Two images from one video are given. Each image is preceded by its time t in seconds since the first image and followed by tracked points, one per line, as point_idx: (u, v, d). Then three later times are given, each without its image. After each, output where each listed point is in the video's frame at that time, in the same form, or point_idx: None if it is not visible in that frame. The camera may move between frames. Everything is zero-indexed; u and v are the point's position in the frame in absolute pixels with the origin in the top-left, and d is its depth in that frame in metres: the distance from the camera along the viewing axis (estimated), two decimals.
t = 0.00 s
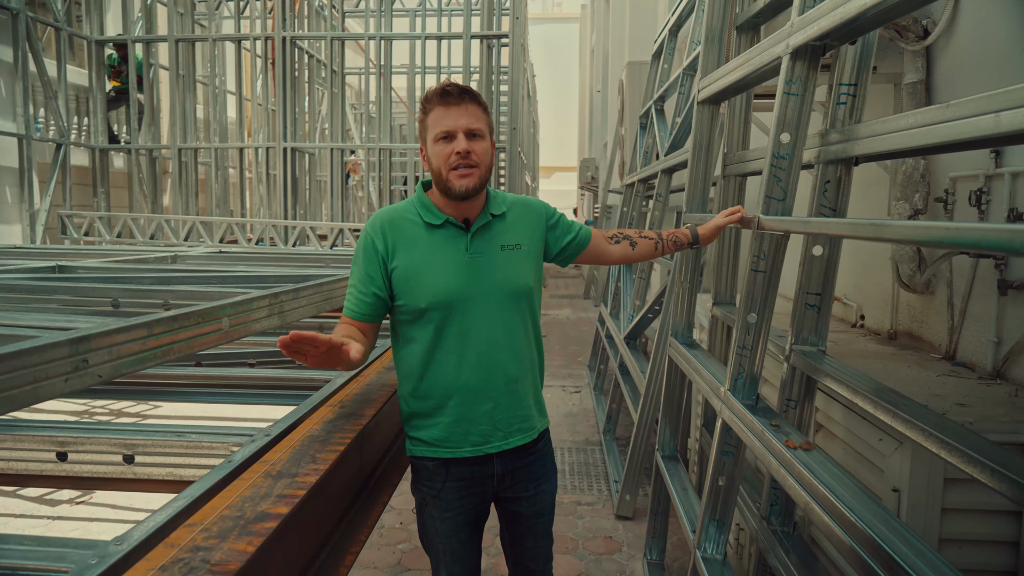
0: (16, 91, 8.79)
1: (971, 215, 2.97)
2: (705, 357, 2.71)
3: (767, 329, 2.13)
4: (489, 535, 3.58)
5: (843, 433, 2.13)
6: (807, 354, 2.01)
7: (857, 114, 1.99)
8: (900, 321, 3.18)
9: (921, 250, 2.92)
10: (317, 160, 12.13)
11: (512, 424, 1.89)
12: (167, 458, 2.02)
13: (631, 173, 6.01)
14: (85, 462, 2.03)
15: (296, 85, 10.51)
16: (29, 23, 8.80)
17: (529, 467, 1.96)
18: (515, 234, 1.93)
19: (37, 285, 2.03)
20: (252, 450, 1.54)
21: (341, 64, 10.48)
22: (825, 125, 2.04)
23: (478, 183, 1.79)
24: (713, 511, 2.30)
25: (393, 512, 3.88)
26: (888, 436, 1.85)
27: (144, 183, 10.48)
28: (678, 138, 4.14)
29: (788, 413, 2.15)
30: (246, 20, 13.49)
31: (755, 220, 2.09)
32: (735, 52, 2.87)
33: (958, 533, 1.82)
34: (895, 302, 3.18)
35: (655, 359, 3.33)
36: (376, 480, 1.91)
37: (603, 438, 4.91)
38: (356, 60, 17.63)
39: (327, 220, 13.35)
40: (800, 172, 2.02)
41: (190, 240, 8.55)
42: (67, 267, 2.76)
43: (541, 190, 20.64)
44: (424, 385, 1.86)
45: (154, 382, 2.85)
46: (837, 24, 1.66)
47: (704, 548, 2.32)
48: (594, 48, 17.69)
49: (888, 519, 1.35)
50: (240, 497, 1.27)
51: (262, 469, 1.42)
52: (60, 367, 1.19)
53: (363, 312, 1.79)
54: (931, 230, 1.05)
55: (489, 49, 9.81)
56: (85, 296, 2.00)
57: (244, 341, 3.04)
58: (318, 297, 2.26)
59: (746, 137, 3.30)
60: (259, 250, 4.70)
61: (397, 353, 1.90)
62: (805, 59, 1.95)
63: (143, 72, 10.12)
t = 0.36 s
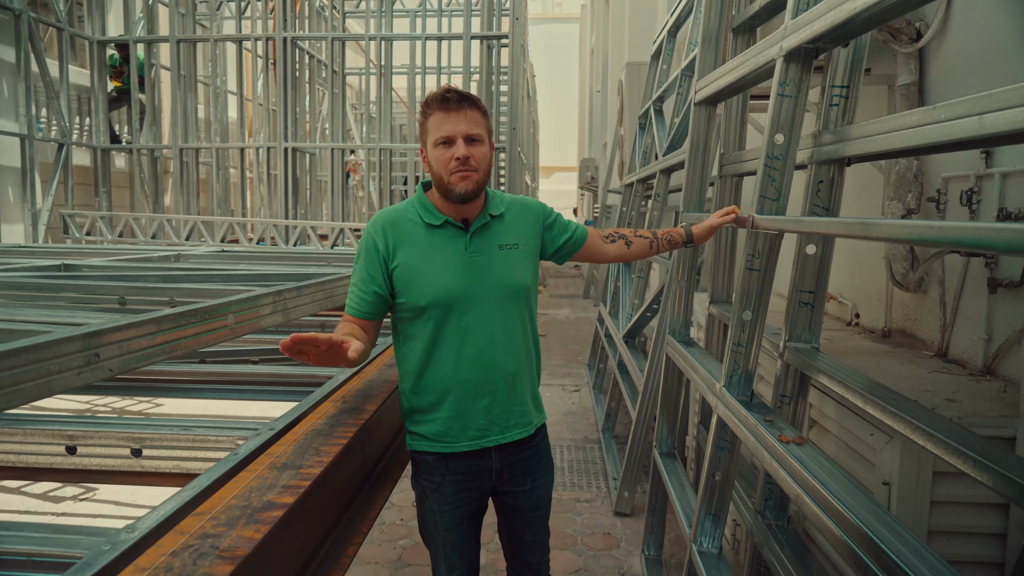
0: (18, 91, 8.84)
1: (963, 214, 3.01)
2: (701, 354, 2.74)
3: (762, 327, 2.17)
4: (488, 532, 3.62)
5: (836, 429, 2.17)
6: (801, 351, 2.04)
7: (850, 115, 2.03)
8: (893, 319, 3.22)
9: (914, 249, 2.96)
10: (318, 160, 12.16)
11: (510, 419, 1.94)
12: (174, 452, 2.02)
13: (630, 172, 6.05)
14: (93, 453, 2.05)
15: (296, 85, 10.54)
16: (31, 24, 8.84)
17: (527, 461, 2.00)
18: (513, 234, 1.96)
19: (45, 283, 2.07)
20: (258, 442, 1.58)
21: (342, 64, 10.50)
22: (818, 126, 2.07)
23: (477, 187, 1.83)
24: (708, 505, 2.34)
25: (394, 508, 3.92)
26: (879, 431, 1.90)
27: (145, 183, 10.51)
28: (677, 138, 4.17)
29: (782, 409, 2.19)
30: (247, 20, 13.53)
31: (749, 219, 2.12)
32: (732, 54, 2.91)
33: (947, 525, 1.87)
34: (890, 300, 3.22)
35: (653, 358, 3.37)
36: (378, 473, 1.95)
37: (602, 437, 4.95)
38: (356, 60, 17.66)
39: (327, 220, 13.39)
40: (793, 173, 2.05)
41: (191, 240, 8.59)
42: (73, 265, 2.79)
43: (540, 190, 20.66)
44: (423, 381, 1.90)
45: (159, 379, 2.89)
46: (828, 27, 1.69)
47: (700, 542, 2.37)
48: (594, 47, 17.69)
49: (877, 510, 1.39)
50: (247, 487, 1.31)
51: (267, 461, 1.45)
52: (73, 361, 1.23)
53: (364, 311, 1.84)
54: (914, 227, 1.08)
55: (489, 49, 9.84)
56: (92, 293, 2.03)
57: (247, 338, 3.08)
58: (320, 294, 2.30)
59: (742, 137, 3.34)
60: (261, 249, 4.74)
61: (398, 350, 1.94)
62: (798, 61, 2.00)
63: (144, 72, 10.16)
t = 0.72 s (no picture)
0: (21, 91, 8.89)
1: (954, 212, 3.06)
2: (698, 351, 2.79)
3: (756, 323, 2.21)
4: (488, 527, 3.67)
5: (830, 423, 2.22)
6: (794, 346, 2.09)
7: (842, 114, 2.07)
8: (887, 315, 3.26)
9: (906, 246, 3.01)
10: (319, 160, 12.21)
11: (509, 412, 1.98)
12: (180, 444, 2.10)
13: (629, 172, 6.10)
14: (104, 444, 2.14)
15: (297, 85, 10.59)
16: (34, 24, 8.89)
17: (526, 453, 2.05)
18: (513, 231, 2.01)
19: (54, 280, 2.12)
20: (264, 434, 1.63)
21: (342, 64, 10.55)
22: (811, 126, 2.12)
23: (476, 187, 1.87)
24: (704, 498, 2.38)
25: (395, 504, 3.97)
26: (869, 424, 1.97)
27: (146, 183, 10.56)
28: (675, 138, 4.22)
29: (776, 403, 2.23)
30: (247, 20, 13.58)
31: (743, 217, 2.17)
32: (728, 55, 2.95)
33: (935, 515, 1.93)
34: (883, 297, 3.26)
35: (651, 355, 3.42)
36: (380, 466, 2.00)
37: (601, 434, 4.99)
38: (357, 60, 17.72)
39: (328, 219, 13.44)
40: (787, 171, 2.10)
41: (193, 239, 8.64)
42: (79, 263, 2.84)
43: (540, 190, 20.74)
44: (424, 374, 1.94)
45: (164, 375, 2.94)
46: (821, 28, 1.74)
47: (696, 534, 2.42)
48: (594, 47, 17.74)
49: (866, 500, 1.43)
50: (254, 475, 1.35)
51: (273, 451, 1.50)
52: (86, 352, 1.28)
53: (367, 306, 1.88)
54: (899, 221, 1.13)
55: (489, 49, 9.88)
56: (100, 289, 2.08)
57: (250, 335, 3.13)
58: (323, 291, 2.34)
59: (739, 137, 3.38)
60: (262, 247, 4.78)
61: (399, 345, 1.98)
62: (791, 62, 2.03)
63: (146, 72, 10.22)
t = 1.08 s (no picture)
0: (25, 93, 8.97)
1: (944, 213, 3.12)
2: (694, 349, 2.84)
3: (750, 321, 2.26)
4: (488, 523, 3.72)
5: (821, 419, 2.28)
6: (786, 344, 2.14)
7: (832, 118, 2.13)
8: (880, 314, 3.31)
9: (898, 246, 3.07)
10: (320, 160, 12.28)
11: (511, 408, 2.01)
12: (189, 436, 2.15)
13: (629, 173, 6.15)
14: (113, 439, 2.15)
15: (299, 86, 10.64)
16: (38, 26, 8.96)
17: (526, 453, 2.05)
18: (518, 232, 2.05)
19: (63, 279, 2.17)
20: (270, 428, 1.68)
21: (343, 65, 10.59)
22: (803, 129, 2.17)
23: (484, 186, 1.92)
24: (699, 493, 2.43)
25: (396, 500, 4.02)
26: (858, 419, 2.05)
27: (149, 184, 10.62)
28: (673, 139, 4.27)
29: (769, 399, 2.28)
30: (249, 21, 13.63)
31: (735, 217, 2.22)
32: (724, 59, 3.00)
33: (921, 507, 2.01)
34: (876, 296, 3.32)
35: (648, 354, 3.47)
36: (383, 460, 2.05)
37: (599, 432, 5.04)
38: (358, 60, 17.79)
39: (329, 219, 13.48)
40: (779, 173, 2.15)
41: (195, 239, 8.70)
42: (86, 262, 2.89)
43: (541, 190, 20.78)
44: (429, 369, 2.00)
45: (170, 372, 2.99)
46: (812, 34, 1.78)
47: (691, 528, 2.46)
48: (594, 47, 17.75)
49: (853, 491, 1.48)
50: (262, 466, 1.41)
51: (279, 444, 1.55)
52: (100, 349, 1.33)
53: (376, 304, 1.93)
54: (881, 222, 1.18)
55: (489, 50, 9.92)
56: (109, 288, 2.13)
57: (254, 333, 3.18)
58: (326, 290, 2.39)
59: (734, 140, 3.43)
60: (265, 247, 4.82)
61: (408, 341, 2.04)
62: (784, 66, 2.08)
63: (148, 73, 10.29)
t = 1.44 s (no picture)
0: (28, 94, 9.03)
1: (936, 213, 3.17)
2: (691, 347, 2.88)
3: (744, 320, 2.30)
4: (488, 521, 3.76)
5: (814, 415, 2.33)
6: (779, 341, 2.19)
7: (824, 120, 2.18)
8: (873, 313, 3.36)
9: (890, 245, 3.12)
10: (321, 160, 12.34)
11: (517, 410, 2.00)
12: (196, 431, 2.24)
13: (628, 173, 6.19)
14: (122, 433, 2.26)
15: (299, 87, 10.69)
16: (40, 28, 9.02)
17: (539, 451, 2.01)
18: (543, 236, 2.01)
19: (71, 278, 2.22)
20: (276, 422, 1.73)
21: (344, 66, 10.64)
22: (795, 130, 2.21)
23: (512, 205, 1.95)
24: (694, 488, 2.47)
25: (397, 497, 4.06)
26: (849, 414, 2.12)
27: (150, 184, 10.67)
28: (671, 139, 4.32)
29: (763, 395, 2.32)
30: (250, 22, 13.68)
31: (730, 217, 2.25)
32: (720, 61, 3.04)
33: (910, 500, 2.09)
34: (870, 295, 3.37)
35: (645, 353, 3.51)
36: (384, 455, 2.09)
37: (599, 430, 5.08)
38: (358, 61, 17.86)
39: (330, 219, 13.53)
40: (772, 174, 2.19)
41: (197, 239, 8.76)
42: (92, 261, 2.94)
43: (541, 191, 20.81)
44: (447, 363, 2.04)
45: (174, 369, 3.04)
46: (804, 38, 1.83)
47: (687, 523, 2.50)
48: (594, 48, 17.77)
49: (842, 483, 1.52)
50: (268, 458, 1.45)
51: (284, 437, 1.59)
52: (112, 344, 1.37)
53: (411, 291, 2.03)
54: (866, 222, 1.22)
55: (489, 51, 9.96)
56: (117, 286, 2.18)
57: (257, 331, 3.23)
58: (328, 288, 2.44)
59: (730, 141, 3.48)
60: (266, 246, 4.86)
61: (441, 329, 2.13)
62: (776, 69, 2.13)
63: (150, 74, 10.34)
